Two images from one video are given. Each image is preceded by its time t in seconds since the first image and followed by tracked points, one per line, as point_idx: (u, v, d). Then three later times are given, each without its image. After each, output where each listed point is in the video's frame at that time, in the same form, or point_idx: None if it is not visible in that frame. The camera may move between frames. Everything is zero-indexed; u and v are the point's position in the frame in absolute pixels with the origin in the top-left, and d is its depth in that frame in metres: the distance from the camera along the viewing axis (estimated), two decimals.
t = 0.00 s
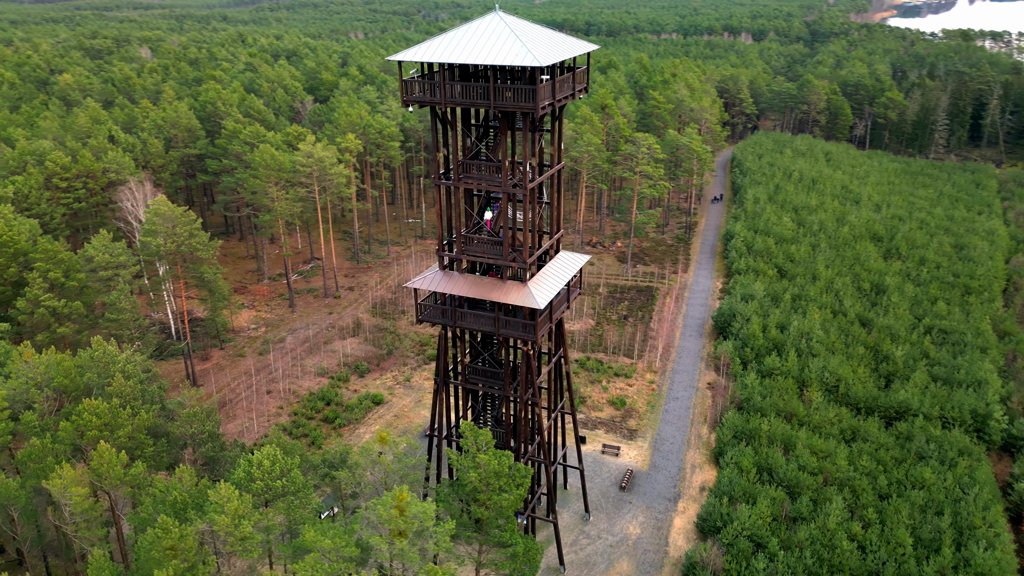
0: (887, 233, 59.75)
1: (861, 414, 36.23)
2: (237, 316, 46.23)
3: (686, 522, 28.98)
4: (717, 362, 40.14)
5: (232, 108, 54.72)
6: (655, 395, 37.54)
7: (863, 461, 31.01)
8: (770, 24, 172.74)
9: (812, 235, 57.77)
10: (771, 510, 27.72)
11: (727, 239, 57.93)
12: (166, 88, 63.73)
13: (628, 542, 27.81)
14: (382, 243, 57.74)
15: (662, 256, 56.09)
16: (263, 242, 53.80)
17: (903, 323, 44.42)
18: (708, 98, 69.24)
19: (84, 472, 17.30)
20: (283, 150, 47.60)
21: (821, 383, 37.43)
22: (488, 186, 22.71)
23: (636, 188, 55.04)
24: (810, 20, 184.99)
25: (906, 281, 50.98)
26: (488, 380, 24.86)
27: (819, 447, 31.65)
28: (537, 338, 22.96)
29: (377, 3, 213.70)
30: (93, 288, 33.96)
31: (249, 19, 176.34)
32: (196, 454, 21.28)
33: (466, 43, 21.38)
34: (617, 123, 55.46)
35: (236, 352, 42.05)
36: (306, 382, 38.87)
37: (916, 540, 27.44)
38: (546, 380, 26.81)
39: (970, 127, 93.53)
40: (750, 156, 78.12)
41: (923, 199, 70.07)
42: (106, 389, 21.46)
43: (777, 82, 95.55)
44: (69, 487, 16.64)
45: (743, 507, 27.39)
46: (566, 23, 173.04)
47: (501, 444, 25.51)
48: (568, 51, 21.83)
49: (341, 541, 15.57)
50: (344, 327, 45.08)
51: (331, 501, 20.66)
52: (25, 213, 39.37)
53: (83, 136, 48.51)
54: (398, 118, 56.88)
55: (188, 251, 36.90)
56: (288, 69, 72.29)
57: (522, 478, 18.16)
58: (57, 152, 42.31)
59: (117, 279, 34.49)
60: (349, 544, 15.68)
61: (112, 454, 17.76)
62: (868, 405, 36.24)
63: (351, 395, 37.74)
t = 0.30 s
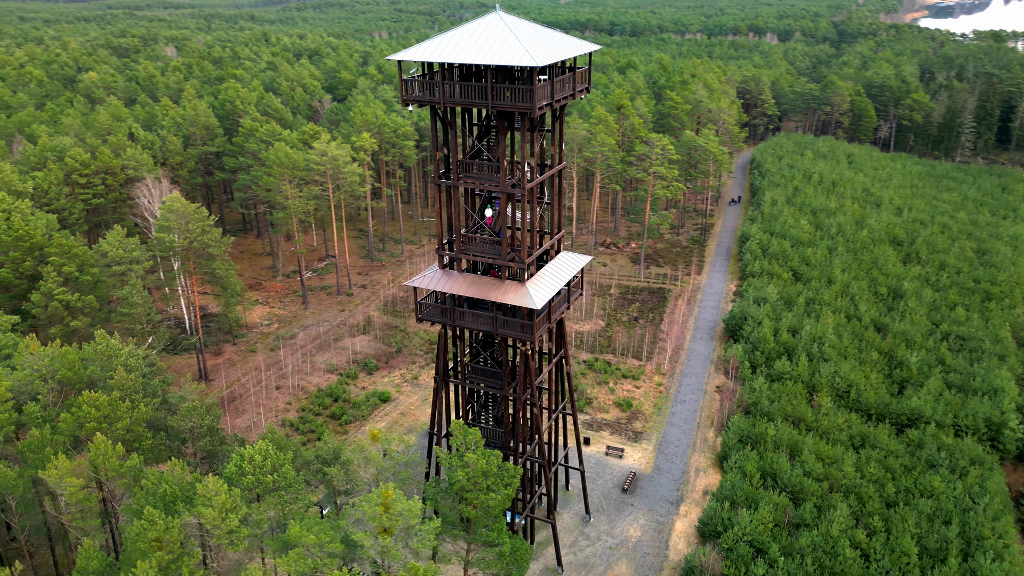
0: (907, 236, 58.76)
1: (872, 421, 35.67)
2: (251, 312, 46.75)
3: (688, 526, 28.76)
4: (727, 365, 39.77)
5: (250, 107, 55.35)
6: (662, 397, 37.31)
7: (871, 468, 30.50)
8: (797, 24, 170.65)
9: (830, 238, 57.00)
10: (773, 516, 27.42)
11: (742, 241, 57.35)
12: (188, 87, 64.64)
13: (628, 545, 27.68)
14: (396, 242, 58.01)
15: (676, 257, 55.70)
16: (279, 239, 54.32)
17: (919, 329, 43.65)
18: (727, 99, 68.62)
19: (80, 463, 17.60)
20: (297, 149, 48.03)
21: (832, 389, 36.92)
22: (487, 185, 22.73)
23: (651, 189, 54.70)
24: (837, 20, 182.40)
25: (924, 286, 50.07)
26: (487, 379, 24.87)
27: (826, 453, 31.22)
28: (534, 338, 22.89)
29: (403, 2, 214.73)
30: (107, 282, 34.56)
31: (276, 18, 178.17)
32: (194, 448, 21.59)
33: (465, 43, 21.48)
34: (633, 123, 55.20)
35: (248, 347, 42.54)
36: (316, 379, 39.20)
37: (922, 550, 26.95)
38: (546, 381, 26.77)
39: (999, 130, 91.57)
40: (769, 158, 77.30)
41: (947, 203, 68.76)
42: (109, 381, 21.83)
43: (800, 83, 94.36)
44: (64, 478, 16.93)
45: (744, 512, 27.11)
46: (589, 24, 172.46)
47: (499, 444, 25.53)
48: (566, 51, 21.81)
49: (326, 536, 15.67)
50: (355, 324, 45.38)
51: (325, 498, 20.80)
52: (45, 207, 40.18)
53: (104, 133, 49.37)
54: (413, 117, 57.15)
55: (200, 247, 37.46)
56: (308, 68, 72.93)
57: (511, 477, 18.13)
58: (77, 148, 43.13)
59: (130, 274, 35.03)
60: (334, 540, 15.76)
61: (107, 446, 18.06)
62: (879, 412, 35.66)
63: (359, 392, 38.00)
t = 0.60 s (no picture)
0: (928, 240, 57.73)
1: (883, 428, 35.11)
2: (264, 308, 47.25)
3: (689, 530, 28.55)
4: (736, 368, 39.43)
5: (268, 105, 55.99)
6: (669, 400, 37.08)
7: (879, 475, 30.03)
8: (824, 24, 168.48)
9: (848, 241, 56.19)
10: (775, 522, 27.11)
11: (758, 243, 56.74)
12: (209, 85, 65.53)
13: (627, 547, 27.56)
14: (411, 241, 58.27)
15: (691, 259, 55.28)
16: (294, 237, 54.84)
17: (936, 335, 42.85)
18: (746, 100, 67.97)
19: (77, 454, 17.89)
20: (312, 147, 48.45)
21: (842, 394, 36.39)
22: (486, 185, 22.77)
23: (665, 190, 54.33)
24: (866, 20, 179.75)
25: (943, 292, 49.15)
26: (486, 379, 24.89)
27: (833, 460, 30.78)
28: (531, 339, 22.83)
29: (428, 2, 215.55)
30: (120, 277, 35.16)
31: (302, 17, 179.75)
32: (192, 442, 21.88)
33: (464, 43, 21.59)
34: (648, 124, 54.96)
35: (260, 343, 43.03)
36: (325, 375, 39.55)
37: (927, 559, 26.46)
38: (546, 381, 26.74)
39: None
40: (790, 160, 76.42)
41: (971, 207, 67.43)
42: (112, 374, 22.22)
43: (824, 84, 93.16)
44: (60, 468, 17.22)
45: (746, 517, 26.82)
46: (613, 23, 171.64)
47: (497, 444, 25.59)
48: (565, 51, 21.84)
49: (311, 532, 15.80)
50: (366, 322, 45.66)
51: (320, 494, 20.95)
52: (64, 203, 40.99)
53: (124, 131, 50.25)
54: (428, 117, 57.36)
55: (212, 244, 37.95)
56: (327, 67, 73.55)
57: (500, 476, 18.15)
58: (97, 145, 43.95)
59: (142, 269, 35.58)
60: (320, 535, 15.88)
61: (104, 437, 18.36)
62: (891, 418, 35.08)
63: (367, 389, 38.26)
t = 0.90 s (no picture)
0: (949, 245, 56.62)
1: (894, 435, 34.54)
2: (278, 305, 47.74)
3: (690, 534, 28.33)
4: (746, 372, 39.06)
5: (286, 104, 56.56)
6: (676, 403, 36.85)
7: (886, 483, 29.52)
8: (853, 24, 166.05)
9: (866, 245, 55.32)
10: (777, 527, 26.79)
11: (775, 246, 56.09)
12: (231, 84, 66.35)
13: (627, 550, 27.43)
14: (426, 239, 58.49)
15: (706, 261, 54.82)
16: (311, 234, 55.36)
17: (953, 341, 42.02)
18: (766, 101, 67.22)
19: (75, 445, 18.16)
20: (327, 146, 48.83)
21: (853, 400, 35.86)
22: (485, 185, 22.82)
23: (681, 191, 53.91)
24: (896, 21, 176.85)
25: (964, 298, 48.16)
26: (485, 377, 25.00)
27: (839, 466, 30.33)
28: (527, 339, 22.84)
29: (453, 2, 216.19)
30: (134, 272, 35.73)
31: (329, 16, 181.15)
32: (191, 436, 22.15)
33: (464, 43, 21.65)
34: (664, 124, 54.62)
35: (273, 339, 43.49)
36: (334, 372, 39.88)
37: (932, 570, 25.95)
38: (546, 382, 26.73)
39: None
40: (811, 162, 75.43)
41: (997, 211, 66.03)
42: (115, 368, 22.58)
43: (849, 85, 91.83)
44: (57, 458, 17.45)
45: (747, 522, 26.54)
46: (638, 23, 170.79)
47: (496, 443, 25.66)
48: (564, 52, 21.85)
49: (297, 527, 15.92)
50: (377, 320, 45.93)
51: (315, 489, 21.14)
52: (84, 198, 41.81)
53: (145, 128, 51.12)
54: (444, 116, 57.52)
55: (225, 240, 38.40)
56: (347, 67, 74.13)
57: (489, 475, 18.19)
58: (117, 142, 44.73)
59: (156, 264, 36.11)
60: (306, 530, 16.01)
61: (103, 430, 18.62)
62: (902, 426, 34.48)
63: (375, 386, 38.50)
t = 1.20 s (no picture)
0: (972, 250, 55.40)
1: (905, 442, 33.91)
2: (292, 301, 48.20)
3: (691, 538, 28.10)
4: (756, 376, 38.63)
5: (304, 103, 57.08)
6: (684, 406, 36.58)
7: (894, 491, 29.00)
8: (882, 24, 163.41)
9: (886, 249, 54.39)
10: (777, 534, 26.48)
11: (791, 249, 55.40)
12: (252, 82, 67.13)
13: (626, 552, 27.29)
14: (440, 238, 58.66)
15: (721, 264, 54.30)
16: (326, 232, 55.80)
17: (971, 348, 41.12)
18: (787, 102, 66.42)
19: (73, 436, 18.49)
20: (342, 144, 49.18)
21: (864, 407, 35.29)
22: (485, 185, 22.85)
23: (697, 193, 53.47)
24: (927, 21, 173.73)
25: (984, 304, 47.11)
26: (484, 377, 25.04)
27: (846, 473, 29.85)
28: (524, 339, 22.85)
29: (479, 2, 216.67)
30: (148, 267, 36.30)
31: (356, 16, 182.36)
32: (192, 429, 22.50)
33: (463, 42, 21.72)
34: (681, 125, 54.24)
35: (285, 335, 43.92)
36: (343, 369, 40.15)
37: None
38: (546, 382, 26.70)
39: None
40: (833, 164, 74.36)
41: None
42: (119, 361, 22.99)
43: (874, 86, 90.38)
44: (55, 448, 17.78)
45: (747, 527, 26.25)
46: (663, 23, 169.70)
47: (494, 443, 25.70)
48: (563, 52, 21.84)
49: (283, 522, 16.06)
50: (388, 318, 46.17)
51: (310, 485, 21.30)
52: (103, 194, 42.64)
53: (165, 126, 52.00)
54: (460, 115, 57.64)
55: (237, 237, 38.87)
56: (368, 66, 74.63)
57: (476, 474, 18.19)
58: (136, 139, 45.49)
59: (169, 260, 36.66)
60: (291, 526, 16.14)
61: (101, 422, 18.96)
62: (914, 433, 33.84)
63: (383, 383, 38.73)
